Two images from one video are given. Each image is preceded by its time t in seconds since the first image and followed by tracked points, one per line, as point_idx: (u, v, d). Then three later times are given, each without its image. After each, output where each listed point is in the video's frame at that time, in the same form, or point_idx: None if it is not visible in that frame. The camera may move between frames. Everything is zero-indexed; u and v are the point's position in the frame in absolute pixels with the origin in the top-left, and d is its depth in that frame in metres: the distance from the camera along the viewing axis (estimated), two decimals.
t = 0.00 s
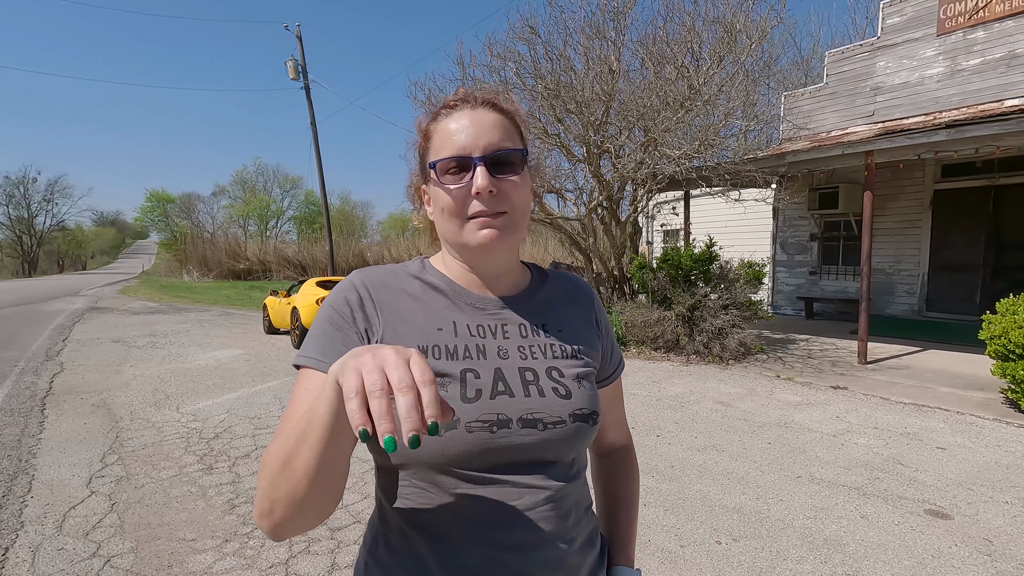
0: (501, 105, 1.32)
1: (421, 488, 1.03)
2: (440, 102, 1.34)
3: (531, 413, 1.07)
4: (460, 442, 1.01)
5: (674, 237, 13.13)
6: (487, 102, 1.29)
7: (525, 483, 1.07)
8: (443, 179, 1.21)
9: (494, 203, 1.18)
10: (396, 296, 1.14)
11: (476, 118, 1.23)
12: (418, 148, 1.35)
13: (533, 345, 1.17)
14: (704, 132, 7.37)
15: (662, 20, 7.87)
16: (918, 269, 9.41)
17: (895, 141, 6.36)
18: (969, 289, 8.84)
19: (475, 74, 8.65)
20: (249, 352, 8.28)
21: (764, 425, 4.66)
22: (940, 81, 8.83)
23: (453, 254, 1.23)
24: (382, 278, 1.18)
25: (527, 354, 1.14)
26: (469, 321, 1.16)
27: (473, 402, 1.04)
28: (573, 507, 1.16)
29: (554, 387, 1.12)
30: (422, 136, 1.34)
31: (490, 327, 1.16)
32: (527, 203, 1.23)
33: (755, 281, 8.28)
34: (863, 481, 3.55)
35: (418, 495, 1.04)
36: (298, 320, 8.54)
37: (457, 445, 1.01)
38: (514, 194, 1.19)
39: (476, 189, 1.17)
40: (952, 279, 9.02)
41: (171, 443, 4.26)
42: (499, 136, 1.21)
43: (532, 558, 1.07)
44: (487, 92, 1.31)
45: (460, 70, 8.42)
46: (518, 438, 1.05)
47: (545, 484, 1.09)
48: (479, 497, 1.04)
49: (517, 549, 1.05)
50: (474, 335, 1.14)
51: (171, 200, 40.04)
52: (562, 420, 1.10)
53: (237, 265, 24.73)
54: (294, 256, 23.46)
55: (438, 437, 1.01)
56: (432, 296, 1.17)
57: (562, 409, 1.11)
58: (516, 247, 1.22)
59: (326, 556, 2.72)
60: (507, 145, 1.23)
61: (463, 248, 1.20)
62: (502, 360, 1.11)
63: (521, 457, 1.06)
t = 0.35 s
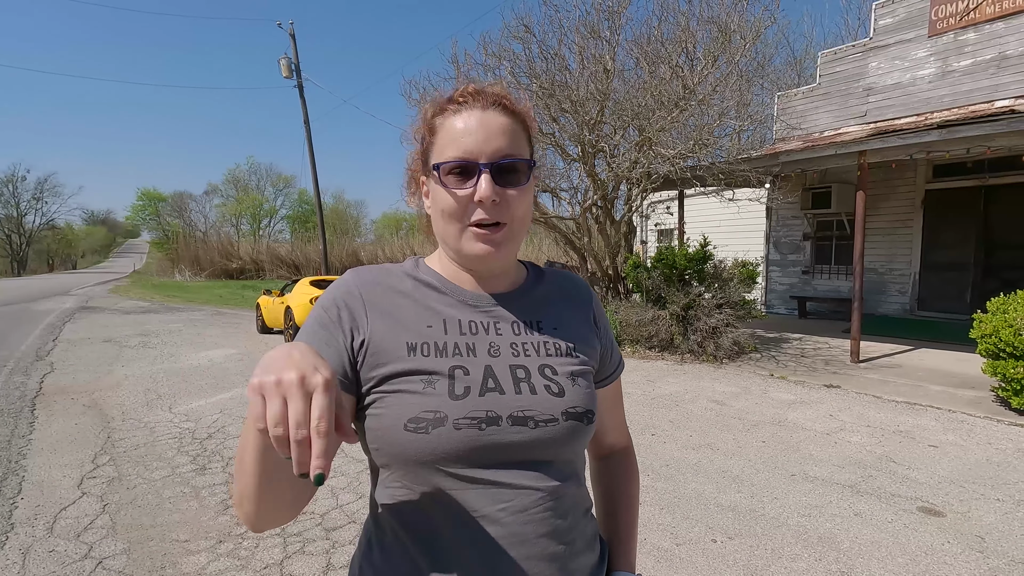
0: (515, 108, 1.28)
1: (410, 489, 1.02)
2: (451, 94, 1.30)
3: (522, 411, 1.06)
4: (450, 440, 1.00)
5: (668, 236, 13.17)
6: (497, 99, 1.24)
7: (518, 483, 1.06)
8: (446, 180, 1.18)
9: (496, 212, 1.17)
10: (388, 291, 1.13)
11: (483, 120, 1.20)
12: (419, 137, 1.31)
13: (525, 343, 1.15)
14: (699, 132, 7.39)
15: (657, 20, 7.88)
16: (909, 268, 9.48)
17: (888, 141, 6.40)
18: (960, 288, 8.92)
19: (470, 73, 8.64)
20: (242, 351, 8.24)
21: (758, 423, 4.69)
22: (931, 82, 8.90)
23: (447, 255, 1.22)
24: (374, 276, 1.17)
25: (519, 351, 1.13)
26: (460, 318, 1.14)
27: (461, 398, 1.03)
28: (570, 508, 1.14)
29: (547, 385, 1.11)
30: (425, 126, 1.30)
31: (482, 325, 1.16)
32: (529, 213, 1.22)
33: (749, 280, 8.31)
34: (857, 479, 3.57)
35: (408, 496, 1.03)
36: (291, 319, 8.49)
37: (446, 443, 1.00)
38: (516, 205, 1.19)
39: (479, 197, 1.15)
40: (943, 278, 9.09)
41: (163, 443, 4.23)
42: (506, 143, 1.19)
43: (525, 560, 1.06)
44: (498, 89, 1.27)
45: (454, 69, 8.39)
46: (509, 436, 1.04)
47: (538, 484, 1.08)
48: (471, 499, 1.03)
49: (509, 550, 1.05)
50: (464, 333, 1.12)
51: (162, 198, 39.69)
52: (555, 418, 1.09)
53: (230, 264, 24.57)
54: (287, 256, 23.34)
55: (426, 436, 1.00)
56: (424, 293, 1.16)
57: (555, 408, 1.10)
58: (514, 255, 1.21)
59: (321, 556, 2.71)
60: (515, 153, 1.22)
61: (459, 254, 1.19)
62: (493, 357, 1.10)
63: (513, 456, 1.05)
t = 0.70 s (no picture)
0: (534, 125, 1.22)
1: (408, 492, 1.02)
2: (469, 95, 1.19)
3: (524, 409, 1.07)
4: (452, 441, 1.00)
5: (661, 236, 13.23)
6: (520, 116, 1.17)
7: (518, 483, 1.06)
8: (465, 197, 1.10)
9: (510, 235, 1.13)
10: (386, 290, 1.12)
11: (503, 138, 1.13)
12: (427, 136, 1.19)
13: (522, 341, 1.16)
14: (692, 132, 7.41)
15: (651, 20, 7.90)
16: (899, 268, 9.58)
17: (879, 142, 6.45)
18: (950, 288, 9.01)
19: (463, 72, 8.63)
20: (234, 351, 8.19)
21: (751, 422, 4.72)
22: (921, 84, 8.99)
23: (449, 261, 1.18)
24: (369, 276, 1.15)
25: (518, 350, 1.14)
26: (458, 317, 1.14)
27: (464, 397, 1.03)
28: (568, 507, 1.15)
29: (546, 381, 1.12)
30: (434, 125, 1.18)
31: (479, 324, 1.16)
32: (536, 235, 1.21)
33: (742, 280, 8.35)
34: (849, 477, 3.60)
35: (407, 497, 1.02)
36: (284, 319, 8.45)
37: (450, 444, 1.00)
38: (529, 230, 1.16)
39: (499, 222, 1.10)
40: (933, 278, 9.19)
41: (155, 444, 4.20)
42: (527, 169, 1.14)
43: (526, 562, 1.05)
44: (520, 102, 1.19)
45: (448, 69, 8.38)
46: (511, 433, 1.05)
47: (538, 483, 1.09)
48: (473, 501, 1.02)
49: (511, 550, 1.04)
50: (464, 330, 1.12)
51: (152, 197, 39.34)
52: (555, 414, 1.11)
53: (221, 264, 24.43)
54: (280, 256, 23.22)
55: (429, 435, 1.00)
56: (422, 292, 1.15)
57: (555, 404, 1.11)
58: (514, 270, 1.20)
59: (315, 557, 2.70)
60: (534, 177, 1.17)
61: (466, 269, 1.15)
62: (493, 355, 1.11)
63: (513, 454, 1.06)
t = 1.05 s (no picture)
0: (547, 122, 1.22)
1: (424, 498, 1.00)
2: (483, 88, 1.18)
3: (537, 410, 1.07)
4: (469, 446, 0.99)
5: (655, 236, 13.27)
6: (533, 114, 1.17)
7: (531, 482, 1.07)
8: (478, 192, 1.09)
9: (520, 234, 1.12)
10: (390, 292, 1.11)
11: (515, 134, 1.11)
12: (438, 127, 1.18)
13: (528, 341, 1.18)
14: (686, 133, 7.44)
15: (645, 21, 7.92)
16: (891, 269, 9.66)
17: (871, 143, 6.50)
18: (940, 288, 9.09)
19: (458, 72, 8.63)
20: (227, 352, 8.13)
21: (745, 421, 4.74)
22: (912, 85, 9.06)
23: (454, 257, 1.16)
24: (369, 276, 1.13)
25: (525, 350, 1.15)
26: (465, 318, 1.15)
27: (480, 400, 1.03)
28: (573, 503, 1.17)
29: (554, 382, 1.13)
30: (447, 118, 1.17)
31: (486, 324, 1.17)
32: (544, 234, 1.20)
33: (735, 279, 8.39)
34: (841, 476, 3.62)
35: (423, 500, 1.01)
36: (278, 319, 8.41)
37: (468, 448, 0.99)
38: (539, 228, 1.15)
39: (510, 220, 1.08)
40: (924, 278, 9.27)
41: (147, 444, 4.18)
42: (540, 167, 1.14)
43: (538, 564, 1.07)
44: (534, 100, 1.19)
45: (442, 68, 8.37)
46: (526, 436, 1.06)
47: (548, 482, 1.10)
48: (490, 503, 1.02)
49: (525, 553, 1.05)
50: (471, 331, 1.14)
51: (144, 196, 39.04)
52: (566, 414, 1.12)
53: (214, 264, 24.28)
54: (273, 255, 23.10)
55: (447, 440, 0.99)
56: (427, 292, 1.15)
57: (564, 404, 1.13)
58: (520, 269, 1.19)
59: (309, 558, 2.69)
60: (547, 174, 1.16)
61: (471, 265, 1.14)
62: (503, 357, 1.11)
63: (526, 455, 1.06)
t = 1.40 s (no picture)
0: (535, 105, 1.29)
1: (427, 505, 0.98)
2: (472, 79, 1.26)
3: (537, 420, 1.05)
4: (469, 457, 0.97)
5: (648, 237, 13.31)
6: (523, 96, 1.25)
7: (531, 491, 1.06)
8: (481, 158, 1.11)
9: (525, 201, 1.13)
10: (385, 299, 1.04)
11: (510, 107, 1.18)
12: (435, 115, 1.22)
13: (530, 347, 1.14)
14: (679, 134, 7.47)
15: (638, 21, 7.94)
16: (881, 269, 9.75)
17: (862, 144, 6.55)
18: (930, 288, 9.17)
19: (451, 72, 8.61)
20: (219, 352, 8.08)
21: (737, 421, 4.76)
22: (902, 88, 9.15)
23: (460, 243, 1.15)
24: (365, 280, 1.06)
25: (526, 357, 1.12)
26: (465, 325, 1.10)
27: (479, 411, 1.00)
28: (571, 509, 1.16)
29: (555, 390, 1.11)
30: (444, 106, 1.22)
31: (487, 328, 1.13)
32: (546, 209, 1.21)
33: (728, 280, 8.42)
34: (832, 475, 3.65)
35: (420, 513, 0.99)
36: (270, 320, 8.37)
37: (468, 460, 0.97)
38: (542, 197, 1.17)
39: (515, 182, 1.10)
40: (913, 279, 9.37)
41: (138, 446, 4.14)
42: (539, 134, 1.18)
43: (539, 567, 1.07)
44: (523, 85, 1.28)
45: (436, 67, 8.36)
46: (527, 445, 1.04)
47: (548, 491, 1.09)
48: (489, 512, 1.01)
49: (526, 559, 1.05)
50: (472, 340, 1.09)
51: (134, 195, 38.70)
52: (566, 423, 1.10)
53: (205, 263, 24.11)
54: (265, 255, 22.96)
55: (446, 452, 0.96)
56: (426, 299, 1.09)
57: (565, 412, 1.10)
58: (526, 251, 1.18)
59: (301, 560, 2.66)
60: (544, 144, 1.20)
61: (479, 242, 1.12)
62: (503, 365, 1.08)
63: (526, 465, 1.04)
